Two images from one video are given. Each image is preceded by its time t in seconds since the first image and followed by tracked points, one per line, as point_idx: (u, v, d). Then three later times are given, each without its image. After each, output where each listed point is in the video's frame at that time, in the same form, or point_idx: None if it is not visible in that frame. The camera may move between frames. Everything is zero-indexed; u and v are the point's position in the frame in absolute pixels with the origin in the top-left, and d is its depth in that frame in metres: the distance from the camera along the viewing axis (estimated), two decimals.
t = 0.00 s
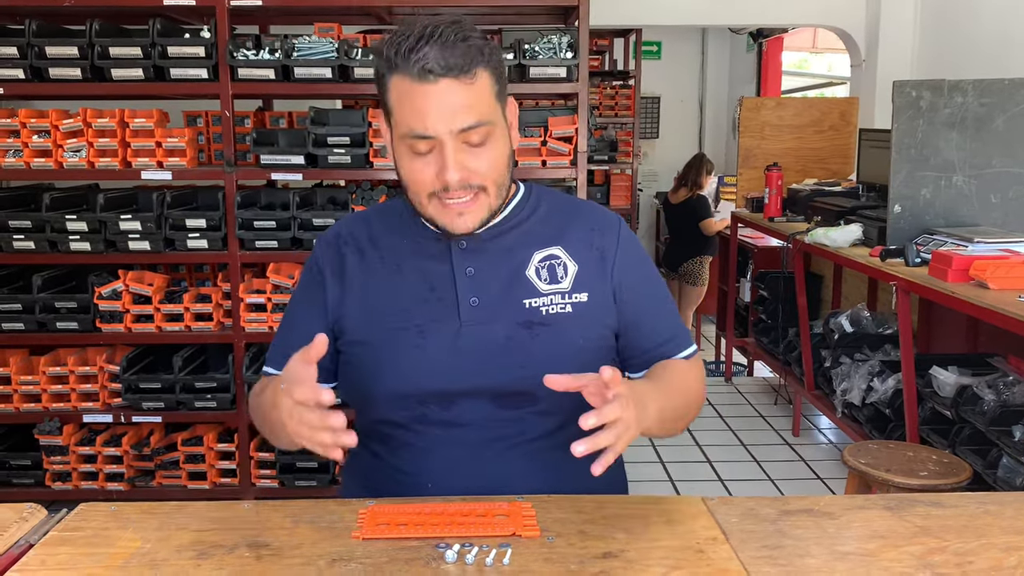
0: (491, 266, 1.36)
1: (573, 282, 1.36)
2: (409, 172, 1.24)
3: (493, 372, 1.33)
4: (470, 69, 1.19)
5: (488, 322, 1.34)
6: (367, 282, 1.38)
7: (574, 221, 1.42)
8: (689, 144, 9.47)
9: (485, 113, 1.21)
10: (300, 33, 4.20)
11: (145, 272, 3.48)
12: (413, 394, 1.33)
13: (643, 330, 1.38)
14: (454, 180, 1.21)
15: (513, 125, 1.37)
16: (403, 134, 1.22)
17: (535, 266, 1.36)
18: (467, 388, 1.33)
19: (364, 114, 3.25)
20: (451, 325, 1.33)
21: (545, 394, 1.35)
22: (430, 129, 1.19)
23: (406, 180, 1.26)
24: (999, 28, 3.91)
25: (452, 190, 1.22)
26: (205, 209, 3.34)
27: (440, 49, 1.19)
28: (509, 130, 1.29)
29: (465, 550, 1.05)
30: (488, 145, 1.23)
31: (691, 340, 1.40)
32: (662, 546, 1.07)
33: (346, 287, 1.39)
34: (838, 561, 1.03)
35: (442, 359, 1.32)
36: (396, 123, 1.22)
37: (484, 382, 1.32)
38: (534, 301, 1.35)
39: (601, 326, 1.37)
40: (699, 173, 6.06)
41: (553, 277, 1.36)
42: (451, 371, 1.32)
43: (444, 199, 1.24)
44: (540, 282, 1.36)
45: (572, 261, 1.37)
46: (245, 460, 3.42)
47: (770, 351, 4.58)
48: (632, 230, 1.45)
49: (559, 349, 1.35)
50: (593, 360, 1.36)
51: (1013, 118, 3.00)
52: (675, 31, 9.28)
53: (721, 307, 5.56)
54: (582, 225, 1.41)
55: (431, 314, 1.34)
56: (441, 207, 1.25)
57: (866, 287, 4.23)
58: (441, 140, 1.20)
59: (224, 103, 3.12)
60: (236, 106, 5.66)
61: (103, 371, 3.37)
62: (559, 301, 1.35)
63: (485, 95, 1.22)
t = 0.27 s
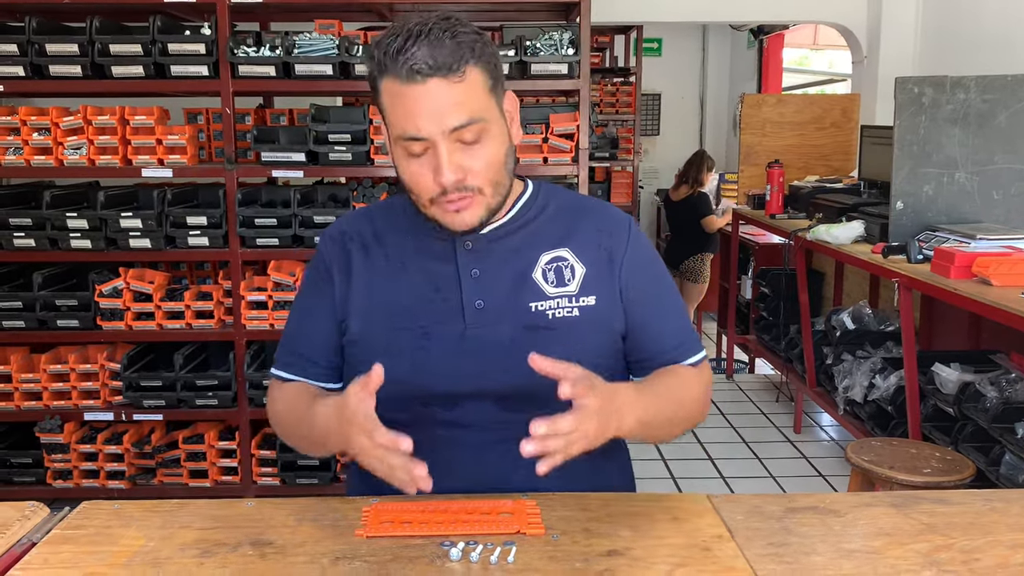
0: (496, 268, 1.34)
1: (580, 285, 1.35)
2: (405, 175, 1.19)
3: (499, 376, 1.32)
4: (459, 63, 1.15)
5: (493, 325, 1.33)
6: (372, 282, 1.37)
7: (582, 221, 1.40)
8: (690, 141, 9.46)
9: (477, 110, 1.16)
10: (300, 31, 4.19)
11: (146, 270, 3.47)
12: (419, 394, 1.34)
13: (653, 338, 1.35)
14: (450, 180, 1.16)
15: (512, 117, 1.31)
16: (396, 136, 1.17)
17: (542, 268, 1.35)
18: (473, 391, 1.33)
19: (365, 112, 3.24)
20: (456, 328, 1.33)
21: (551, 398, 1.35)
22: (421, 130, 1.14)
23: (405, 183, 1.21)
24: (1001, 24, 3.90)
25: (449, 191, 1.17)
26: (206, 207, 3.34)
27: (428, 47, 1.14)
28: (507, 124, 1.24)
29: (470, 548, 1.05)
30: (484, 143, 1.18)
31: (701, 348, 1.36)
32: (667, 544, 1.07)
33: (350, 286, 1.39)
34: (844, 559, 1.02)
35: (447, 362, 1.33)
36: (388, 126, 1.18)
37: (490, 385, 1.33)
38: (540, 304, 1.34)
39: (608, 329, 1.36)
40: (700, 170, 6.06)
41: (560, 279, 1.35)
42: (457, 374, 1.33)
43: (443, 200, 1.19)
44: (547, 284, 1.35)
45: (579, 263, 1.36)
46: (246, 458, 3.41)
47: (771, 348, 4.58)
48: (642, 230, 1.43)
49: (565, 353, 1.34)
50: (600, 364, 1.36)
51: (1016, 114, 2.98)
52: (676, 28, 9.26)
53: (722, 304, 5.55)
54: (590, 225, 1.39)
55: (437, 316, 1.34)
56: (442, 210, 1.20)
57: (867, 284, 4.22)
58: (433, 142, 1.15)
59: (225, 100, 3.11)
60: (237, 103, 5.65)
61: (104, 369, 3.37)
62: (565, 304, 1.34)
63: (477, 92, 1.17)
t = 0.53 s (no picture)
0: (496, 272, 1.34)
1: (580, 289, 1.35)
2: (397, 137, 1.27)
3: (499, 381, 1.32)
4: (447, 25, 1.26)
5: (493, 330, 1.32)
6: (370, 286, 1.37)
7: (582, 223, 1.40)
8: (688, 139, 9.46)
9: (464, 69, 1.25)
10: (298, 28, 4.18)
11: (144, 268, 3.46)
12: (417, 399, 1.33)
13: (655, 338, 1.37)
14: (436, 133, 1.23)
15: (510, 102, 1.39)
16: (389, 100, 1.27)
17: (542, 272, 1.35)
18: (473, 396, 1.32)
19: (364, 109, 3.22)
20: (455, 332, 1.32)
21: (551, 403, 1.34)
22: (409, 86, 1.24)
23: (397, 149, 1.29)
24: (1000, 21, 3.90)
25: (437, 145, 1.24)
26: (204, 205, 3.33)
27: (416, 14, 1.26)
28: (500, 96, 1.32)
29: (472, 546, 1.05)
30: (472, 103, 1.26)
31: (699, 351, 1.40)
32: (669, 542, 1.06)
33: (347, 290, 1.38)
34: (847, 556, 1.02)
35: (445, 367, 1.31)
36: (380, 90, 1.28)
37: (490, 391, 1.32)
38: (541, 309, 1.33)
39: (608, 334, 1.36)
40: (699, 167, 6.05)
41: (561, 284, 1.35)
42: (456, 380, 1.31)
43: (432, 158, 1.25)
44: (547, 289, 1.34)
45: (580, 267, 1.36)
46: (245, 457, 3.41)
47: (770, 345, 4.58)
48: (643, 235, 1.43)
49: (565, 358, 1.33)
50: (600, 369, 1.35)
51: (1015, 111, 2.98)
52: (674, 26, 9.26)
53: (721, 302, 5.55)
54: (590, 229, 1.39)
55: (436, 321, 1.33)
56: (431, 169, 1.26)
57: (867, 281, 4.22)
58: (421, 98, 1.24)
59: (223, 98, 3.10)
60: (235, 101, 5.63)
61: (102, 367, 3.37)
62: (566, 310, 1.34)
63: (465, 53, 1.26)
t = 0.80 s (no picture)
0: (493, 273, 1.34)
1: (579, 292, 1.34)
2: (400, 127, 1.30)
3: (496, 384, 1.31)
4: (452, 21, 1.31)
5: (490, 332, 1.31)
6: (366, 287, 1.36)
7: (581, 226, 1.40)
8: (685, 138, 9.46)
9: (469, 61, 1.30)
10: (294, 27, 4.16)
11: (140, 267, 3.45)
12: (413, 401, 1.32)
13: (651, 340, 1.37)
14: (438, 121, 1.26)
15: (511, 104, 1.43)
16: (393, 90, 1.31)
17: (540, 274, 1.34)
18: (469, 399, 1.32)
19: (360, 107, 3.21)
20: (452, 334, 1.32)
21: (548, 406, 1.34)
22: (414, 74, 1.28)
23: (397, 139, 1.32)
24: (997, 20, 3.90)
25: (437, 133, 1.27)
26: (200, 203, 3.33)
27: (423, 8, 1.31)
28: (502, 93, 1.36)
29: (469, 547, 1.04)
30: (476, 95, 1.30)
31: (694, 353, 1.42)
32: (668, 542, 1.06)
33: (342, 291, 1.37)
34: (846, 556, 1.02)
35: (442, 370, 1.31)
36: (385, 80, 1.32)
37: (487, 393, 1.31)
38: (539, 312, 1.32)
39: (606, 337, 1.36)
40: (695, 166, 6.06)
41: (559, 286, 1.34)
42: (452, 382, 1.31)
43: (433, 147, 1.28)
44: (546, 291, 1.34)
45: (579, 269, 1.35)
46: (241, 456, 3.40)
47: (767, 344, 4.59)
48: (641, 238, 1.42)
49: (563, 361, 1.33)
50: (598, 372, 1.35)
51: (1012, 110, 2.99)
52: (670, 25, 9.26)
53: (718, 301, 5.55)
54: (588, 231, 1.39)
55: (432, 322, 1.32)
56: (431, 158, 1.29)
57: (863, 280, 4.23)
58: (426, 86, 1.28)
59: (219, 96, 3.09)
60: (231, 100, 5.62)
61: (98, 366, 3.36)
62: (564, 312, 1.33)
63: (470, 46, 1.31)
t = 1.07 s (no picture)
0: (491, 273, 1.34)
1: (576, 292, 1.34)
2: (402, 116, 1.30)
3: (492, 383, 1.31)
4: (460, 14, 1.32)
5: (488, 331, 1.31)
6: (364, 285, 1.36)
7: (579, 226, 1.40)
8: (682, 137, 9.46)
9: (474, 53, 1.30)
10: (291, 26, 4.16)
11: (136, 266, 3.44)
12: (410, 400, 1.32)
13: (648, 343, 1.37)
14: (440, 109, 1.27)
15: (514, 103, 1.43)
16: (397, 78, 1.31)
17: (538, 274, 1.34)
18: (466, 398, 1.31)
19: (357, 106, 3.20)
20: (449, 333, 1.31)
21: (545, 406, 1.33)
22: (419, 63, 1.29)
23: (398, 128, 1.32)
24: (994, 20, 3.91)
25: (439, 121, 1.27)
26: (196, 202, 3.32)
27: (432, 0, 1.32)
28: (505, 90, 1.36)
29: (468, 546, 1.04)
30: (479, 87, 1.30)
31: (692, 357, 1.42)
32: (666, 541, 1.06)
33: (340, 289, 1.37)
34: (844, 556, 1.02)
35: (439, 368, 1.31)
36: (389, 69, 1.32)
37: (484, 392, 1.31)
38: (536, 311, 1.32)
39: (604, 338, 1.35)
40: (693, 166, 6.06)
41: (556, 286, 1.34)
42: (449, 381, 1.31)
43: (433, 134, 1.28)
44: (543, 291, 1.33)
45: (577, 269, 1.35)
46: (238, 456, 3.39)
47: (764, 344, 4.59)
48: (640, 240, 1.42)
49: (560, 361, 1.33)
50: (595, 373, 1.34)
51: (1009, 110, 2.99)
52: (668, 25, 9.26)
53: (715, 300, 5.56)
54: (586, 232, 1.39)
55: (429, 320, 1.32)
56: (431, 146, 1.29)
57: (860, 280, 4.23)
58: (430, 75, 1.29)
59: (216, 95, 3.08)
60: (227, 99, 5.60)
61: (95, 365, 3.36)
62: (561, 312, 1.33)
63: (476, 39, 1.31)
